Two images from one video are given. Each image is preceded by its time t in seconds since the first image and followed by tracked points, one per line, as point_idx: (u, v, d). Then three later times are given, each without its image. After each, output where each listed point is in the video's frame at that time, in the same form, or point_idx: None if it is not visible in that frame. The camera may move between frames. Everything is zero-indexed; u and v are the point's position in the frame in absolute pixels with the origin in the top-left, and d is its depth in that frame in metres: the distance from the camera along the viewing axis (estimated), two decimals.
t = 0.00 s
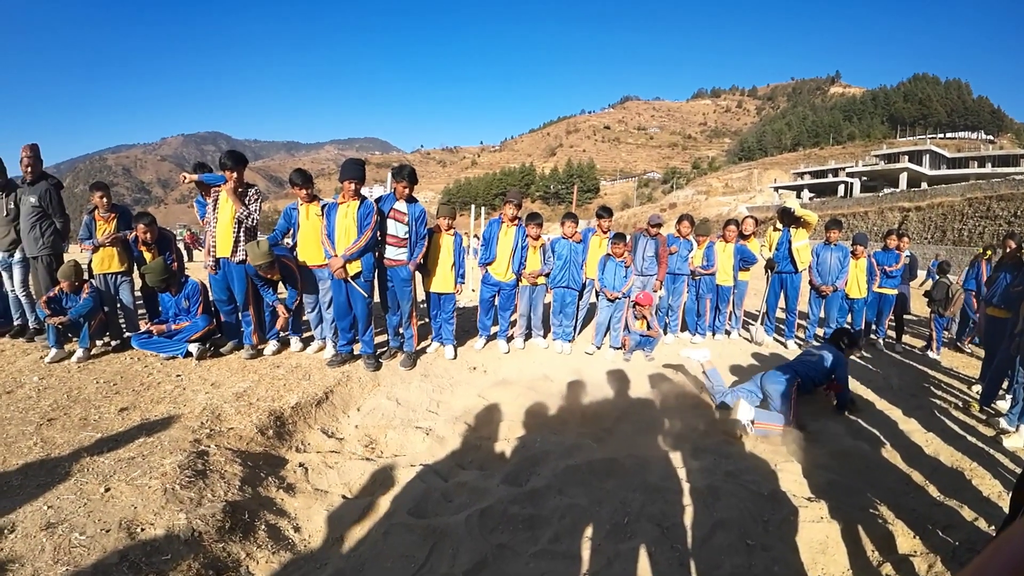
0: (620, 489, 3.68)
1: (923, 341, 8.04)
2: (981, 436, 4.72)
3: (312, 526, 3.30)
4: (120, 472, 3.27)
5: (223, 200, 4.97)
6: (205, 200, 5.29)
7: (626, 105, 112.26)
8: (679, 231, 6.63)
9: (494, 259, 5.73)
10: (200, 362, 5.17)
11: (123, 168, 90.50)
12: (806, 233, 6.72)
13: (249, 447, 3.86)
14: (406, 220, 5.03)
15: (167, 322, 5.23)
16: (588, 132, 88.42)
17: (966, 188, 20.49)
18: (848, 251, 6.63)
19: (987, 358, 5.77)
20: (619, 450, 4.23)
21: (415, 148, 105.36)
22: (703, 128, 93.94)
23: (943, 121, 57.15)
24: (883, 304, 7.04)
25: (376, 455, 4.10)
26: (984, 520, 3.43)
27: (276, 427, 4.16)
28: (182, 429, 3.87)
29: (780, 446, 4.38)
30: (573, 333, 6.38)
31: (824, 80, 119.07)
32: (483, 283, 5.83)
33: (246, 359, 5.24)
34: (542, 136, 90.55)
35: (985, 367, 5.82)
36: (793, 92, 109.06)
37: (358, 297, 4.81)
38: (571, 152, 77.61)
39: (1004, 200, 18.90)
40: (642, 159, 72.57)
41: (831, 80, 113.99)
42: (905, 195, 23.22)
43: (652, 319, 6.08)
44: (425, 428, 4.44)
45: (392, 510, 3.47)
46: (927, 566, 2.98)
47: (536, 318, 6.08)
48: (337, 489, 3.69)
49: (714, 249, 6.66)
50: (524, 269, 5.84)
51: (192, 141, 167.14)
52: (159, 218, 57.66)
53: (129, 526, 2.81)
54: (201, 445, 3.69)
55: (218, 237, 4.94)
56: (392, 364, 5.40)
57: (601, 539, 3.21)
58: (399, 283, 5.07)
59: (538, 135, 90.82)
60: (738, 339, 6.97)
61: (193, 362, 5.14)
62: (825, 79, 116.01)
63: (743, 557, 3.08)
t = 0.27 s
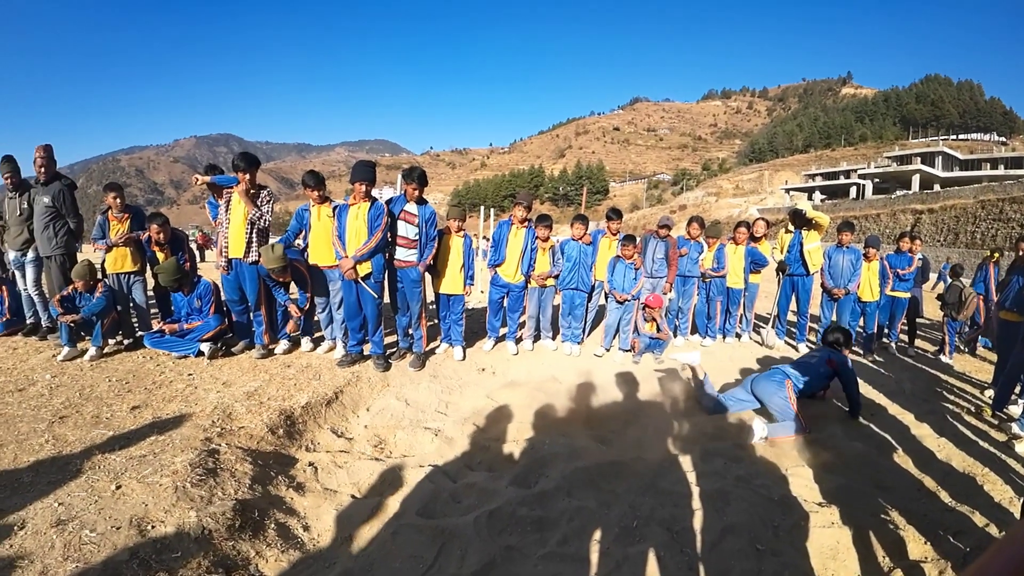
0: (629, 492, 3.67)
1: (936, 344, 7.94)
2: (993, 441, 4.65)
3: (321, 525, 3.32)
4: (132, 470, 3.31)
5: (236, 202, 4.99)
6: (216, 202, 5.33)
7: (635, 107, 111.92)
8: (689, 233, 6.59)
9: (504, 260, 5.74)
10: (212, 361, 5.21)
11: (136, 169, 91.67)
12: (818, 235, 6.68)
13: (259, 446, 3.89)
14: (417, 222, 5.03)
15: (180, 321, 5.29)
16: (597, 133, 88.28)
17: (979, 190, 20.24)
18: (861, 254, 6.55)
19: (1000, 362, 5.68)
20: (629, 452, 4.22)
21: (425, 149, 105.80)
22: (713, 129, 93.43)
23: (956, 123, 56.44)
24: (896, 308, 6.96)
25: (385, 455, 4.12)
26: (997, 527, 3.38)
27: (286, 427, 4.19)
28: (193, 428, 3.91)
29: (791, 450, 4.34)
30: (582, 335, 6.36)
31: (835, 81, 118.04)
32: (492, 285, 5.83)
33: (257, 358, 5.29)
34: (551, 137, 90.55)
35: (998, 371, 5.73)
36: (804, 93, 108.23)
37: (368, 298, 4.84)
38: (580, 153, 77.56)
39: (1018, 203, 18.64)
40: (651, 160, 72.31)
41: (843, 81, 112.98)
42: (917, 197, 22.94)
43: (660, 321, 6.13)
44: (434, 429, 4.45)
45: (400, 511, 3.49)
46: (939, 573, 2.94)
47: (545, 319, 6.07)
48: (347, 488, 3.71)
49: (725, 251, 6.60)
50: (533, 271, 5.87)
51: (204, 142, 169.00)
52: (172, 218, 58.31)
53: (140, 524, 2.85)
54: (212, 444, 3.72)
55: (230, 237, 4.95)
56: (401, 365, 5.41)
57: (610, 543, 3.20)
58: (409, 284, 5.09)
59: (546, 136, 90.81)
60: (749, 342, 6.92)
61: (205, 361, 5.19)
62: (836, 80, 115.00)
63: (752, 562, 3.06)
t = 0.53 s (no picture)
0: (639, 496, 3.66)
1: (950, 349, 7.83)
2: (1007, 447, 4.58)
3: (331, 525, 3.35)
4: (145, 467, 3.36)
5: (249, 204, 5.04)
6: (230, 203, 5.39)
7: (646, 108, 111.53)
8: (701, 236, 6.55)
9: (514, 262, 5.75)
10: (225, 360, 5.27)
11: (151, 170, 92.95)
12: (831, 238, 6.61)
13: (271, 444, 3.92)
14: (428, 223, 5.04)
15: (193, 321, 5.35)
16: (607, 135, 88.10)
17: (994, 193, 19.95)
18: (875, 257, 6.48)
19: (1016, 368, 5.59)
20: (639, 456, 4.20)
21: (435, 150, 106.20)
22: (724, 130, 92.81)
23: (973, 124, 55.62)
24: (910, 312, 6.87)
25: (396, 455, 4.14)
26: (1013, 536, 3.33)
27: (298, 426, 4.23)
28: (206, 426, 3.96)
29: (802, 455, 4.29)
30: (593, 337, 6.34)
31: (849, 82, 116.84)
32: (502, 286, 5.84)
33: (270, 358, 5.33)
34: (561, 139, 90.52)
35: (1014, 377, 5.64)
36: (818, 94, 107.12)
37: (379, 299, 4.87)
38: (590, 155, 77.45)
39: None
40: (661, 162, 71.98)
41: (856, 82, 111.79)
42: (932, 199, 22.63)
43: (672, 324, 6.03)
44: (444, 430, 4.47)
45: (410, 511, 3.50)
46: None
47: (555, 322, 6.07)
48: (357, 488, 3.73)
49: (737, 254, 6.58)
50: (543, 273, 5.82)
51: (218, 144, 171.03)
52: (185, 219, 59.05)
53: (152, 521, 2.89)
54: (224, 442, 3.76)
55: (245, 238, 5.00)
56: (411, 366, 5.44)
57: (619, 547, 3.18)
58: (420, 285, 5.11)
59: (556, 138, 90.79)
60: (761, 346, 6.86)
61: (218, 361, 5.25)
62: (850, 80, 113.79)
63: (764, 568, 3.03)
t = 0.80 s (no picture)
0: (647, 499, 3.64)
1: (961, 352, 7.74)
2: (1019, 453, 4.52)
3: (339, 524, 3.36)
4: (155, 465, 3.39)
5: (260, 205, 5.08)
6: (240, 204, 5.44)
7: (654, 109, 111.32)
8: (709, 238, 6.52)
9: (522, 263, 5.74)
10: (235, 360, 5.31)
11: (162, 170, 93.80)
12: (842, 240, 6.49)
13: (280, 444, 3.95)
14: (437, 225, 5.05)
15: (204, 320, 5.39)
16: (614, 136, 87.90)
17: (1006, 195, 19.73)
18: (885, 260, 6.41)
19: None
20: (647, 459, 4.18)
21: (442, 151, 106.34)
22: (732, 132, 92.40)
23: (985, 126, 55.02)
24: (921, 315, 6.81)
25: (403, 455, 4.16)
26: None
27: (306, 425, 4.25)
28: (215, 425, 3.99)
29: (811, 460, 4.26)
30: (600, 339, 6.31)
31: (859, 83, 115.91)
32: (510, 287, 5.84)
33: (279, 357, 5.36)
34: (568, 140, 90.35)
35: None
36: (829, 96, 106.21)
37: (388, 300, 4.88)
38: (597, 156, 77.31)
39: None
40: (669, 163, 71.74)
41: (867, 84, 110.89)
42: (942, 202, 22.41)
43: (680, 327, 6.02)
44: (451, 430, 4.48)
45: (417, 511, 3.51)
46: None
47: (563, 323, 6.06)
48: (364, 488, 3.74)
49: (747, 256, 6.54)
50: (551, 275, 5.82)
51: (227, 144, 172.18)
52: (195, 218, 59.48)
53: (161, 519, 2.91)
54: (234, 441, 3.79)
55: (255, 239, 5.04)
56: (419, 366, 5.45)
57: (626, 550, 3.17)
58: (428, 285, 5.13)
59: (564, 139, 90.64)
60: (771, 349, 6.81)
61: (228, 360, 5.29)
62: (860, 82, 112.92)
63: (772, 573, 3.01)
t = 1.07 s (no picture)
0: (654, 501, 3.64)
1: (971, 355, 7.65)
2: None
3: (347, 524, 3.38)
4: (164, 464, 3.42)
5: (269, 207, 5.11)
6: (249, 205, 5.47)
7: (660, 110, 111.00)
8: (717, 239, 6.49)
9: (529, 264, 5.76)
10: (244, 359, 5.35)
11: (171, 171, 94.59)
12: (851, 241, 6.48)
13: (288, 443, 3.97)
14: (445, 226, 5.05)
15: (213, 320, 5.44)
16: (620, 137, 87.70)
17: (1016, 196, 19.50)
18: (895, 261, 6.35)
19: None
20: (654, 461, 4.18)
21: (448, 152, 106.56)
22: (739, 132, 91.96)
23: (996, 126, 54.43)
24: (931, 317, 6.73)
25: (411, 455, 4.17)
26: None
27: (315, 425, 4.28)
28: (225, 424, 4.02)
29: (820, 462, 4.23)
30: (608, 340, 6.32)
31: (868, 83, 115.01)
32: (517, 288, 5.85)
33: (288, 357, 5.40)
34: (574, 141, 90.26)
35: None
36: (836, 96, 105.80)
37: (396, 300, 4.90)
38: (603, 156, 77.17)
39: None
40: (676, 164, 71.46)
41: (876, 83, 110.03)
42: (952, 203, 22.18)
43: (688, 328, 5.88)
44: (459, 431, 4.48)
45: (425, 511, 3.52)
46: None
47: (570, 324, 6.05)
48: (372, 487, 3.76)
49: (756, 257, 6.54)
50: (558, 276, 5.82)
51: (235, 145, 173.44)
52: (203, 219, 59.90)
53: (170, 517, 2.94)
54: (243, 440, 3.81)
55: (264, 240, 5.06)
56: (426, 367, 5.47)
57: (634, 553, 3.16)
58: (436, 286, 5.13)
59: (570, 140, 90.56)
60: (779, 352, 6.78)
61: (237, 360, 5.33)
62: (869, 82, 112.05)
63: None
